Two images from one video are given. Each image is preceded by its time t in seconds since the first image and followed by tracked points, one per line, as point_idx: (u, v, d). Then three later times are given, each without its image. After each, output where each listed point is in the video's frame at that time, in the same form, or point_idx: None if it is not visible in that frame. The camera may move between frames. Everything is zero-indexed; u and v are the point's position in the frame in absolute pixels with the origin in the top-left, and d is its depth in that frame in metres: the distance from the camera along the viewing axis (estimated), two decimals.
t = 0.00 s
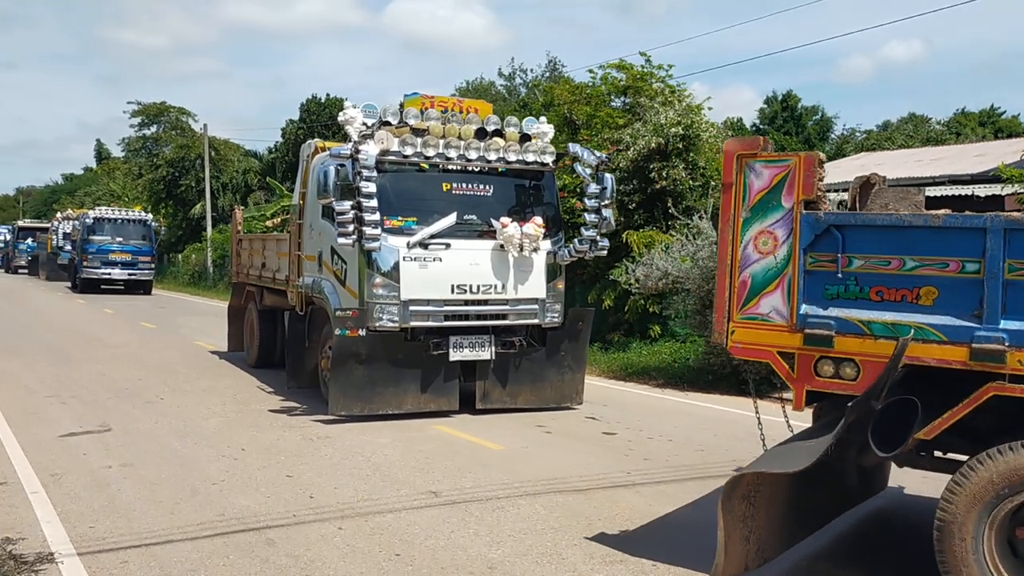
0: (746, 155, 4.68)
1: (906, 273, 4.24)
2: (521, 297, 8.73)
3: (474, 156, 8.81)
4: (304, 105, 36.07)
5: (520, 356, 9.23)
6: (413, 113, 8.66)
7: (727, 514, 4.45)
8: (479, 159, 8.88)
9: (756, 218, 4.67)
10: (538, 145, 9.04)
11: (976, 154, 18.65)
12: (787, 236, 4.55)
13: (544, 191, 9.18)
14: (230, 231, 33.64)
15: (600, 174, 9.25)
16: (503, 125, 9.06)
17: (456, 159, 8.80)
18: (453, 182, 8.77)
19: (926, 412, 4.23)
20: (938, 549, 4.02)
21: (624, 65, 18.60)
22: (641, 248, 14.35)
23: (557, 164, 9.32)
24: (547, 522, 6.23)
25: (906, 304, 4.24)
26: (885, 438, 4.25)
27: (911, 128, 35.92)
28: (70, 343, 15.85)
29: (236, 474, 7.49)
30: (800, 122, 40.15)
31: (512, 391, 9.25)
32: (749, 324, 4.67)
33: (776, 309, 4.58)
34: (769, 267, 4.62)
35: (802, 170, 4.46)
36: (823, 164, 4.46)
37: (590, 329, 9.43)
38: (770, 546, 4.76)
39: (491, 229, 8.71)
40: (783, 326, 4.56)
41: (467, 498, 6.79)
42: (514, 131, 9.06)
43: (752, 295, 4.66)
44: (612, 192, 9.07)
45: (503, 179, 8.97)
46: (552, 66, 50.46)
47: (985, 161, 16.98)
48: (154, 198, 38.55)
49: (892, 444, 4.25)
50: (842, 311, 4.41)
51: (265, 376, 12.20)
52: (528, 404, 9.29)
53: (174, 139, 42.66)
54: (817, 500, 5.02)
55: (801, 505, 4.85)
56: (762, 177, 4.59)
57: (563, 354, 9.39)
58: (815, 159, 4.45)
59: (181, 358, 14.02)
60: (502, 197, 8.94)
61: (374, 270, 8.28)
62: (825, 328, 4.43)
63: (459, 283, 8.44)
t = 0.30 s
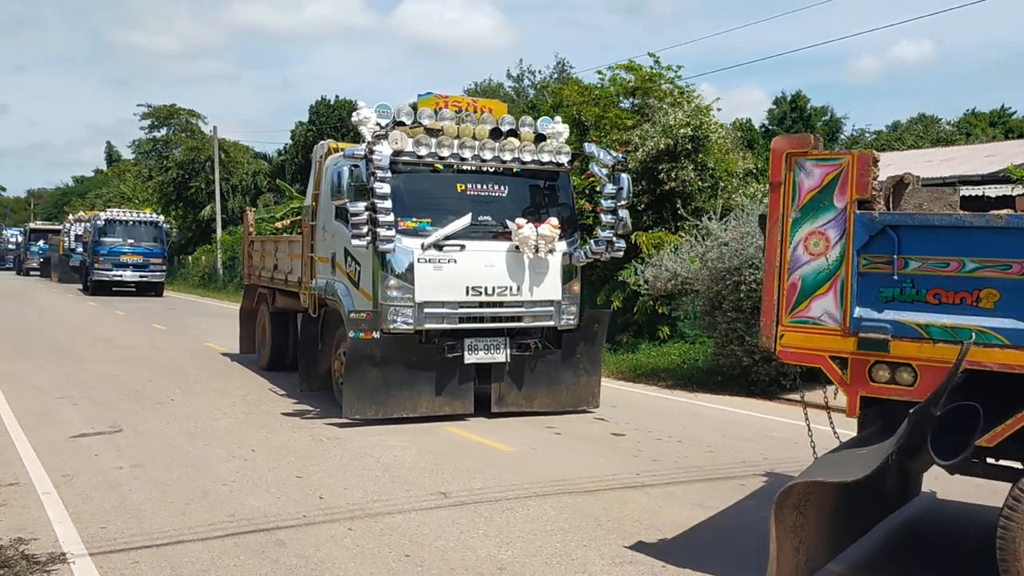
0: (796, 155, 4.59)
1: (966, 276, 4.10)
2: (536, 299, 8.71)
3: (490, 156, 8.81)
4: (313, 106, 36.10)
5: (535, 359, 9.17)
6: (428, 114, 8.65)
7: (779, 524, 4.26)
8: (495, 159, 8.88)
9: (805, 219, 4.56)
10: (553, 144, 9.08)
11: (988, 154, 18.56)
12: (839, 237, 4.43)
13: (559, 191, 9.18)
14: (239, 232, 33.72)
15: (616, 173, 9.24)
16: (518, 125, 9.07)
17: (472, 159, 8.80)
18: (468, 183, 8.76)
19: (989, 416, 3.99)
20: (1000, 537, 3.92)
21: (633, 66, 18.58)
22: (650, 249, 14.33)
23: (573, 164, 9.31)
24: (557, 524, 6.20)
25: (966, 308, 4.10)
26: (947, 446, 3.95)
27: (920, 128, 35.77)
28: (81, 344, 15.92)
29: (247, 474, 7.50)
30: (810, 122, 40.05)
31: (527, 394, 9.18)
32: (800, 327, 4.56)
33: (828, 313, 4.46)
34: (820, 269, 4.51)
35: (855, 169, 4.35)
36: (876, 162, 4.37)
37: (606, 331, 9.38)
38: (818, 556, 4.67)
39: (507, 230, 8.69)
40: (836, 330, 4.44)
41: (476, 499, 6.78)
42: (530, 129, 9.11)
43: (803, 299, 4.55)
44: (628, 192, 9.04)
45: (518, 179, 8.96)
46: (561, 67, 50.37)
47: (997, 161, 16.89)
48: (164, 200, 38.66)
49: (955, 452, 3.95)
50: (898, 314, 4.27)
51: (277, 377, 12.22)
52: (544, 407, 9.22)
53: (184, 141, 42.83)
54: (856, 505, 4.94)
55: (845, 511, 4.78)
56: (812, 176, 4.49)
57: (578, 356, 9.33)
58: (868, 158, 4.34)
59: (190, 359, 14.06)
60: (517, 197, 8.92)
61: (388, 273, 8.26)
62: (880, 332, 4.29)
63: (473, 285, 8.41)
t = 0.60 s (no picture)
0: (858, 151, 4.30)
1: None
2: (551, 301, 8.68)
3: (503, 156, 8.79)
4: (321, 108, 36.12)
5: (549, 361, 9.14)
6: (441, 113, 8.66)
7: (846, 537, 3.92)
8: (508, 159, 8.85)
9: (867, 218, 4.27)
10: (567, 144, 9.03)
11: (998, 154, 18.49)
12: (905, 237, 4.13)
13: (573, 192, 9.13)
14: (247, 234, 33.79)
15: (631, 173, 9.20)
16: (532, 125, 9.06)
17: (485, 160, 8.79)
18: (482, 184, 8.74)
19: None
20: None
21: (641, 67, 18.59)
22: (657, 250, 14.26)
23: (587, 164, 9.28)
24: (565, 524, 6.18)
25: None
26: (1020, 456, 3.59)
27: (930, 129, 35.63)
28: (90, 346, 15.98)
29: (256, 474, 7.50)
30: (818, 123, 39.94)
31: (541, 396, 9.17)
32: (863, 331, 4.25)
33: (893, 317, 4.16)
34: (882, 271, 4.21)
35: (923, 166, 4.07)
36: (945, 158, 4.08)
37: (622, 333, 9.36)
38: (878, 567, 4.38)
39: (521, 231, 8.68)
40: (901, 334, 4.13)
41: (485, 500, 6.76)
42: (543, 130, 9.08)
43: (865, 302, 4.24)
44: (644, 192, 9.01)
45: (531, 179, 8.93)
46: (568, 68, 50.27)
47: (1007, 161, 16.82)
48: (173, 203, 38.76)
49: None
50: (968, 317, 3.97)
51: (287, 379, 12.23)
52: (558, 410, 9.22)
53: (193, 144, 42.95)
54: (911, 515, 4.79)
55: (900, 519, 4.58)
56: (875, 173, 4.20)
57: (593, 358, 9.31)
58: (936, 155, 4.06)
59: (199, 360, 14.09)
60: (531, 198, 8.90)
61: (401, 274, 8.26)
62: (950, 336, 3.99)
63: (487, 287, 8.40)
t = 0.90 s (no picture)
0: (938, 148, 3.94)
1: None
2: (564, 303, 8.60)
3: (515, 157, 8.73)
4: (329, 111, 36.18)
5: (563, 365, 9.07)
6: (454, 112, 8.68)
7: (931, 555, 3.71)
8: (521, 159, 8.79)
9: (948, 221, 3.89)
10: (581, 145, 9.00)
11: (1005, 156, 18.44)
12: (990, 238, 3.75)
13: (586, 193, 9.09)
14: (255, 236, 33.87)
15: (645, 174, 9.16)
16: (544, 125, 9.06)
17: (498, 160, 8.73)
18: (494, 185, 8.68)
19: None
20: None
21: (646, 69, 18.56)
22: (666, 251, 14.19)
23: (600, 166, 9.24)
24: (573, 527, 6.16)
25: None
26: None
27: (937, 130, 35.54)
28: (99, 348, 16.03)
29: (262, 476, 7.49)
30: (825, 124, 39.89)
31: (554, 401, 9.08)
32: (943, 339, 3.87)
33: (979, 325, 3.75)
34: (965, 276, 3.82)
35: (1009, 163, 3.70)
36: None
37: (636, 335, 9.29)
38: None
39: (533, 232, 8.62)
40: (986, 341, 3.73)
41: (492, 502, 6.75)
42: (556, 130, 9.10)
43: (945, 309, 3.86)
44: (658, 194, 8.98)
45: (544, 180, 8.88)
46: (575, 70, 50.24)
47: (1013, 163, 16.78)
48: (181, 205, 38.86)
49: None
50: None
51: (296, 382, 12.22)
52: (572, 414, 9.12)
53: (201, 146, 43.05)
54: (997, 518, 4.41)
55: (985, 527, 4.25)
56: (956, 172, 3.85)
57: (607, 361, 9.22)
58: None
59: (206, 362, 14.11)
60: (544, 200, 8.84)
61: (412, 276, 8.19)
62: None
63: (500, 290, 8.32)
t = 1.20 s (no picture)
0: None
1: None
2: (578, 307, 8.45)
3: (527, 159, 8.60)
4: (335, 114, 36.21)
5: (577, 369, 8.97)
6: (464, 114, 8.50)
7: None
8: (534, 161, 8.67)
9: None
10: (593, 146, 8.87)
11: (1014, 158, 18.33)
12: None
13: (600, 195, 8.94)
14: (261, 239, 33.93)
15: (660, 176, 9.13)
16: (556, 126, 8.88)
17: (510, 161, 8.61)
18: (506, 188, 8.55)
19: None
20: None
21: (653, 71, 18.51)
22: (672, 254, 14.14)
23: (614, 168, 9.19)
24: (579, 530, 6.13)
25: None
26: None
27: (945, 132, 35.39)
28: (107, 351, 16.05)
29: (269, 480, 7.47)
30: (832, 126, 39.77)
31: (568, 406, 8.99)
32: None
33: None
34: None
35: None
36: None
37: (650, 339, 9.23)
38: None
39: (546, 236, 8.49)
40: None
41: (498, 505, 6.72)
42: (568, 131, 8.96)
43: None
44: (673, 195, 8.93)
45: (556, 182, 8.74)
46: (582, 73, 50.15)
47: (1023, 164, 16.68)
48: (188, 208, 38.95)
49: None
50: None
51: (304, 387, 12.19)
52: (585, 419, 9.04)
53: (207, 149, 43.17)
54: None
55: None
56: None
57: (621, 366, 9.15)
58: None
59: (213, 366, 14.13)
60: (556, 203, 8.70)
61: (424, 280, 8.07)
62: None
63: (513, 293, 8.18)
